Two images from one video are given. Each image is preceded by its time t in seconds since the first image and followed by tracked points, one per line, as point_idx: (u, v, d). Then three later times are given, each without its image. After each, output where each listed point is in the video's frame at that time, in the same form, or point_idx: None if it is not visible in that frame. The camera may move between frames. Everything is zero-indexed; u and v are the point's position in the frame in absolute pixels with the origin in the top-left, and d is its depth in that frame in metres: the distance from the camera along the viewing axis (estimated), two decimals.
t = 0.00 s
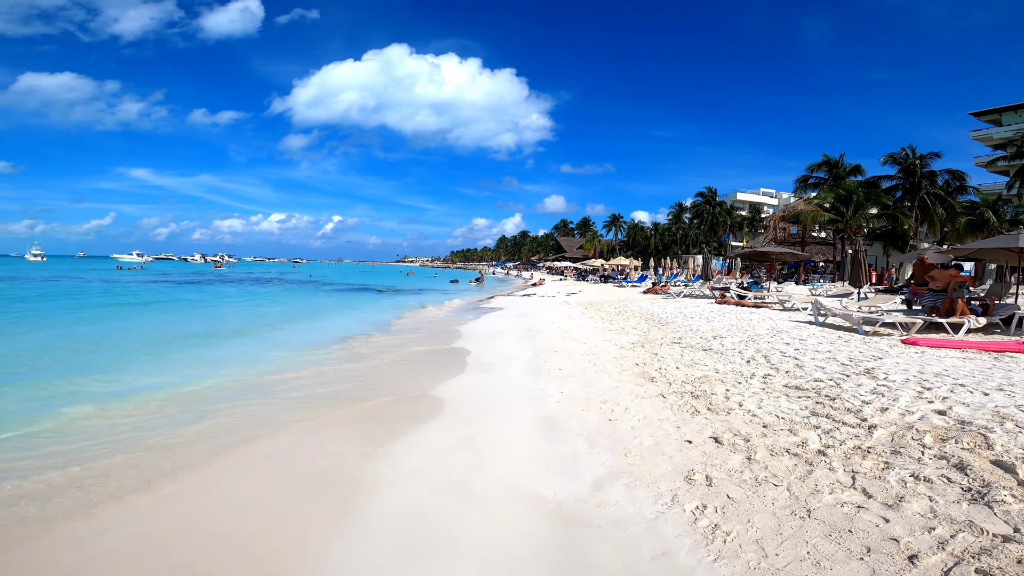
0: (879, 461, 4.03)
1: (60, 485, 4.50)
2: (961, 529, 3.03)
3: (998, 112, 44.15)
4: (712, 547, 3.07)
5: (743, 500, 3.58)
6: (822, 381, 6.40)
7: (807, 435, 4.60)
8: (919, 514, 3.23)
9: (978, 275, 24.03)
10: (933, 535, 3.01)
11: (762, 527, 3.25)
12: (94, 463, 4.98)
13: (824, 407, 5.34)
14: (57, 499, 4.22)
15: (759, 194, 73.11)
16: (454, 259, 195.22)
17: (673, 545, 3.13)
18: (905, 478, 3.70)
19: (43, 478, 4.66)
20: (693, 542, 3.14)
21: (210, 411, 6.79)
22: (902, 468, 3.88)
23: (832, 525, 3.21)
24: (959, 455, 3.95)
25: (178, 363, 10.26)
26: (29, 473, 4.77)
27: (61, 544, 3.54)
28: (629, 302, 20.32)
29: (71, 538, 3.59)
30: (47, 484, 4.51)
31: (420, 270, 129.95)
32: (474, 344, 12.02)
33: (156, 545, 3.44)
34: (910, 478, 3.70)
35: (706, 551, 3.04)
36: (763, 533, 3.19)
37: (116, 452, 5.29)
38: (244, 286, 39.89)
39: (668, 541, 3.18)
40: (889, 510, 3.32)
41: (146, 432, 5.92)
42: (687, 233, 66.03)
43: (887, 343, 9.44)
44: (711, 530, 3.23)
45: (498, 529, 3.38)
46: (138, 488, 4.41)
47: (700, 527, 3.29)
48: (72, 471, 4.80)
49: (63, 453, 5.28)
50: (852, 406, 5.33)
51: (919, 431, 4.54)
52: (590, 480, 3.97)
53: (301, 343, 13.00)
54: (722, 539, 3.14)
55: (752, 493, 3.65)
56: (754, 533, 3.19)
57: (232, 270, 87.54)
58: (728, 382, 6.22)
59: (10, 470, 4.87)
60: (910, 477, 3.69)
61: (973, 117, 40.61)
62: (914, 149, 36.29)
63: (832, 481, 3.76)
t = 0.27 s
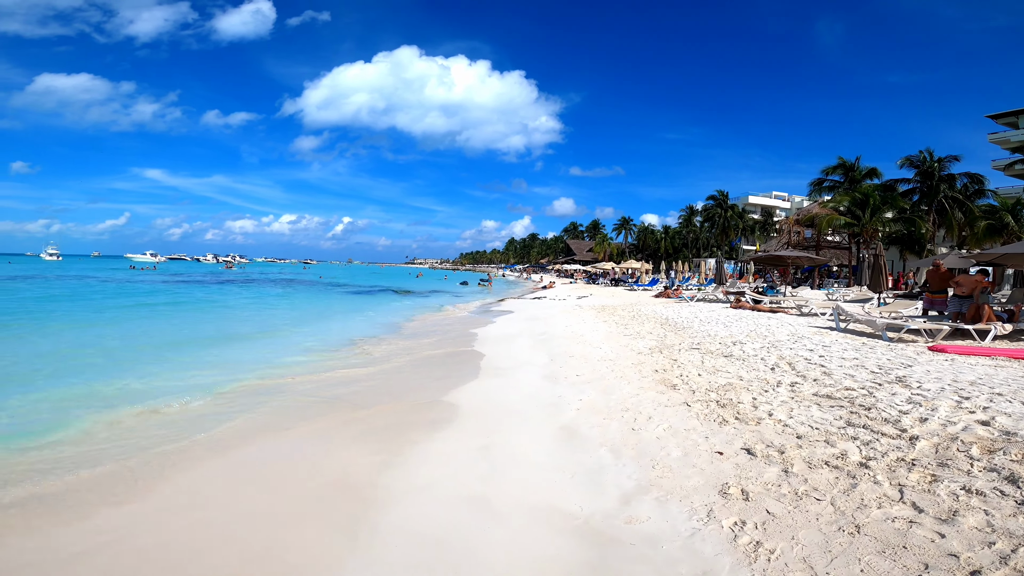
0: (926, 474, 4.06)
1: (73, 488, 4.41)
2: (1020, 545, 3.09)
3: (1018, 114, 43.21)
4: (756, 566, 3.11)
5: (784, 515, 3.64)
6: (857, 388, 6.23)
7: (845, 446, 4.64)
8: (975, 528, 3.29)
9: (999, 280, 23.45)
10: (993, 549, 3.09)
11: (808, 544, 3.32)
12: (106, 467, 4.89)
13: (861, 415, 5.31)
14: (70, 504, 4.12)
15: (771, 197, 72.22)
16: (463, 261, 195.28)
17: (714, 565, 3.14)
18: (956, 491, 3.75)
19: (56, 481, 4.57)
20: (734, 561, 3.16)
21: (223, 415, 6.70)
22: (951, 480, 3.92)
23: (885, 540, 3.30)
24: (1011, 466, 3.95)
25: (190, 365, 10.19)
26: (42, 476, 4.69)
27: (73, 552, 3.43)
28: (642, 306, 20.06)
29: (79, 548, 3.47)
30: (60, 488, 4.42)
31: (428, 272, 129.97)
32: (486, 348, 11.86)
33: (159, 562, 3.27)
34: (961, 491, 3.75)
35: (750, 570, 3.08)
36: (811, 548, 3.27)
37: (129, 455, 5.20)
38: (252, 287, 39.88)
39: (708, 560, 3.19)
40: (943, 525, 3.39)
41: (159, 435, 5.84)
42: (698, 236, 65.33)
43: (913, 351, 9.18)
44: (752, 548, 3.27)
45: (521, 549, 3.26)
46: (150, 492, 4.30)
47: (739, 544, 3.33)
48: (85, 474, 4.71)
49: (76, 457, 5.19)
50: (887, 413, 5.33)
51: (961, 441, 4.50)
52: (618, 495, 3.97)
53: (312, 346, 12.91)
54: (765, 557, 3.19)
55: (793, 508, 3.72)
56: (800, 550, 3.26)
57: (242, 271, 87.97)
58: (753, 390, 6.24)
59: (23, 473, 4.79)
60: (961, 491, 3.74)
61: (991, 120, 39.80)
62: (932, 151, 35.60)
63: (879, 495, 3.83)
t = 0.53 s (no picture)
0: (958, 475, 3.95)
1: (105, 494, 4.50)
2: None
3: None
4: (789, 569, 3.19)
5: (814, 518, 3.64)
6: (882, 388, 6.07)
7: (873, 448, 4.53)
8: (1013, 532, 3.20)
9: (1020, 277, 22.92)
10: None
11: (841, 547, 3.33)
12: (136, 472, 5.00)
13: (887, 416, 5.18)
14: (103, 510, 4.21)
15: (782, 194, 71.50)
16: (472, 261, 195.40)
17: (747, 568, 3.26)
18: (990, 493, 3.65)
19: (87, 486, 4.67)
20: (766, 565, 3.26)
21: (244, 418, 6.78)
22: (983, 481, 3.81)
23: (920, 543, 3.25)
24: None
25: (208, 367, 10.31)
26: (72, 481, 4.79)
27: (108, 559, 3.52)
28: (654, 305, 19.95)
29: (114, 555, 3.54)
30: (93, 493, 4.53)
31: (437, 272, 130.23)
32: (500, 349, 11.86)
33: (200, 565, 3.43)
34: (995, 492, 3.65)
35: (783, 573, 3.17)
36: (846, 553, 3.27)
37: (156, 459, 5.29)
38: (264, 288, 40.13)
39: (738, 563, 3.32)
40: (979, 528, 3.30)
41: (184, 439, 5.92)
42: (709, 234, 64.93)
43: (935, 349, 9.04)
44: (784, 552, 3.34)
45: (543, 557, 3.50)
46: (182, 498, 4.41)
47: (772, 547, 3.40)
48: (116, 480, 4.81)
49: (104, 460, 5.29)
50: (913, 413, 5.22)
51: (993, 443, 4.37)
52: (643, 498, 4.16)
53: (326, 347, 13.00)
54: (798, 561, 3.25)
55: (823, 511, 3.70)
56: (833, 553, 3.28)
57: (254, 272, 88.71)
58: (774, 391, 6.24)
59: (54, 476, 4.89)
60: (995, 492, 3.63)
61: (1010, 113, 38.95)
62: (947, 147, 34.95)
63: (910, 497, 3.75)
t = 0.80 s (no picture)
0: (986, 472, 3.88)
1: (130, 498, 4.60)
2: None
3: None
4: (817, 567, 3.15)
5: (841, 516, 3.59)
6: (904, 385, 5.96)
7: (898, 446, 4.45)
8: None
9: None
10: None
11: (870, 544, 3.28)
12: (158, 475, 5.09)
13: (910, 414, 5.07)
14: (130, 514, 4.31)
15: (795, 189, 70.63)
16: (481, 259, 195.59)
17: (774, 566, 3.23)
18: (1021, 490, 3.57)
19: (113, 490, 4.76)
20: (794, 563, 3.23)
21: (263, 420, 6.86)
22: (1013, 479, 3.73)
23: (950, 541, 3.20)
24: None
25: (224, 368, 10.44)
26: (98, 484, 4.88)
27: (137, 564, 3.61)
28: (666, 302, 19.81)
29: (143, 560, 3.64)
30: (120, 496, 4.64)
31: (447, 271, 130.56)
32: (513, 347, 11.86)
33: (229, 566, 3.56)
34: None
35: (811, 571, 3.13)
36: (874, 550, 3.23)
37: (178, 463, 5.38)
38: (276, 289, 40.50)
39: (765, 562, 3.29)
40: (1009, 525, 3.24)
41: (204, 441, 6.02)
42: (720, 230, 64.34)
43: (955, 346, 8.88)
44: (811, 550, 3.30)
45: (566, 557, 3.49)
46: (207, 501, 4.52)
47: (798, 545, 3.37)
48: (140, 483, 4.90)
49: (128, 462, 5.40)
50: (937, 410, 5.13)
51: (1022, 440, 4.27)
52: (665, 497, 4.13)
53: (340, 347, 13.08)
54: (827, 558, 3.21)
55: (850, 509, 3.64)
56: (862, 550, 3.24)
57: (266, 273, 89.59)
58: (794, 388, 6.18)
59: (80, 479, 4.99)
60: None
61: None
62: (964, 140, 34.31)
63: (938, 494, 3.69)
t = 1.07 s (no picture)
0: (1016, 470, 3.76)
1: (151, 503, 4.64)
2: None
3: None
4: (844, 567, 3.08)
5: (867, 515, 3.51)
6: (929, 382, 5.82)
7: (923, 444, 4.34)
8: None
9: None
10: None
11: (898, 544, 3.20)
12: (179, 478, 5.15)
13: (936, 412, 4.95)
14: (151, 518, 4.35)
15: (808, 184, 69.67)
16: (492, 258, 195.64)
17: (799, 566, 3.16)
18: None
19: (133, 495, 4.81)
20: (820, 562, 3.16)
21: (278, 422, 6.89)
22: None
23: (980, 540, 3.11)
24: None
25: (240, 369, 10.52)
26: (121, 490, 4.93)
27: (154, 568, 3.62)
28: (679, 299, 19.64)
29: (159, 566, 3.65)
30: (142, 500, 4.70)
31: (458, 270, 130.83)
32: (526, 346, 11.80)
33: (250, 567, 3.58)
34: None
35: (838, 572, 3.06)
36: (902, 549, 3.15)
37: (197, 467, 5.43)
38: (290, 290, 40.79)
39: (790, 562, 3.22)
40: None
41: (221, 445, 6.06)
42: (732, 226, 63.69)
43: (978, 341, 8.68)
44: (838, 549, 3.23)
45: (586, 557, 3.46)
46: (226, 503, 4.57)
47: (823, 545, 3.30)
48: (159, 489, 4.92)
49: (149, 467, 5.46)
50: (963, 407, 5.00)
51: None
52: (685, 497, 4.07)
53: (353, 347, 13.13)
54: (853, 558, 3.14)
55: (876, 508, 3.56)
56: (890, 549, 3.16)
57: (279, 274, 90.47)
58: (813, 385, 6.10)
59: (102, 486, 5.06)
60: None
61: None
62: (981, 133, 33.58)
63: (967, 493, 3.59)
